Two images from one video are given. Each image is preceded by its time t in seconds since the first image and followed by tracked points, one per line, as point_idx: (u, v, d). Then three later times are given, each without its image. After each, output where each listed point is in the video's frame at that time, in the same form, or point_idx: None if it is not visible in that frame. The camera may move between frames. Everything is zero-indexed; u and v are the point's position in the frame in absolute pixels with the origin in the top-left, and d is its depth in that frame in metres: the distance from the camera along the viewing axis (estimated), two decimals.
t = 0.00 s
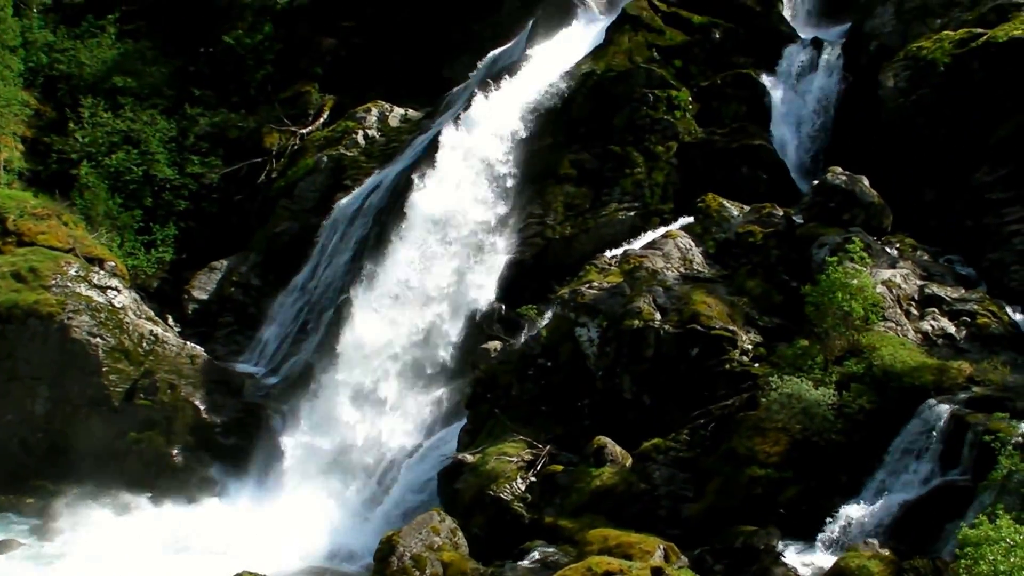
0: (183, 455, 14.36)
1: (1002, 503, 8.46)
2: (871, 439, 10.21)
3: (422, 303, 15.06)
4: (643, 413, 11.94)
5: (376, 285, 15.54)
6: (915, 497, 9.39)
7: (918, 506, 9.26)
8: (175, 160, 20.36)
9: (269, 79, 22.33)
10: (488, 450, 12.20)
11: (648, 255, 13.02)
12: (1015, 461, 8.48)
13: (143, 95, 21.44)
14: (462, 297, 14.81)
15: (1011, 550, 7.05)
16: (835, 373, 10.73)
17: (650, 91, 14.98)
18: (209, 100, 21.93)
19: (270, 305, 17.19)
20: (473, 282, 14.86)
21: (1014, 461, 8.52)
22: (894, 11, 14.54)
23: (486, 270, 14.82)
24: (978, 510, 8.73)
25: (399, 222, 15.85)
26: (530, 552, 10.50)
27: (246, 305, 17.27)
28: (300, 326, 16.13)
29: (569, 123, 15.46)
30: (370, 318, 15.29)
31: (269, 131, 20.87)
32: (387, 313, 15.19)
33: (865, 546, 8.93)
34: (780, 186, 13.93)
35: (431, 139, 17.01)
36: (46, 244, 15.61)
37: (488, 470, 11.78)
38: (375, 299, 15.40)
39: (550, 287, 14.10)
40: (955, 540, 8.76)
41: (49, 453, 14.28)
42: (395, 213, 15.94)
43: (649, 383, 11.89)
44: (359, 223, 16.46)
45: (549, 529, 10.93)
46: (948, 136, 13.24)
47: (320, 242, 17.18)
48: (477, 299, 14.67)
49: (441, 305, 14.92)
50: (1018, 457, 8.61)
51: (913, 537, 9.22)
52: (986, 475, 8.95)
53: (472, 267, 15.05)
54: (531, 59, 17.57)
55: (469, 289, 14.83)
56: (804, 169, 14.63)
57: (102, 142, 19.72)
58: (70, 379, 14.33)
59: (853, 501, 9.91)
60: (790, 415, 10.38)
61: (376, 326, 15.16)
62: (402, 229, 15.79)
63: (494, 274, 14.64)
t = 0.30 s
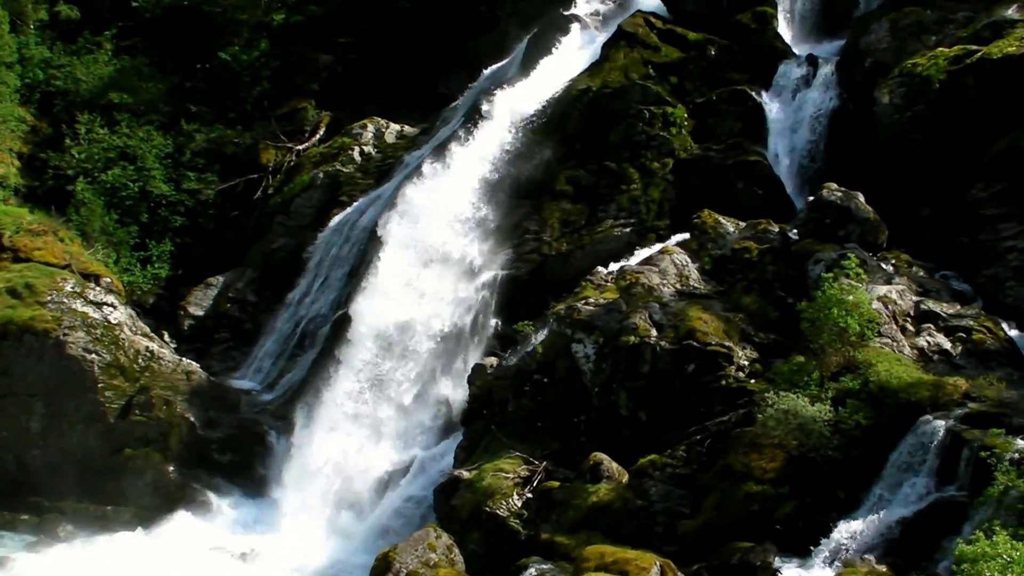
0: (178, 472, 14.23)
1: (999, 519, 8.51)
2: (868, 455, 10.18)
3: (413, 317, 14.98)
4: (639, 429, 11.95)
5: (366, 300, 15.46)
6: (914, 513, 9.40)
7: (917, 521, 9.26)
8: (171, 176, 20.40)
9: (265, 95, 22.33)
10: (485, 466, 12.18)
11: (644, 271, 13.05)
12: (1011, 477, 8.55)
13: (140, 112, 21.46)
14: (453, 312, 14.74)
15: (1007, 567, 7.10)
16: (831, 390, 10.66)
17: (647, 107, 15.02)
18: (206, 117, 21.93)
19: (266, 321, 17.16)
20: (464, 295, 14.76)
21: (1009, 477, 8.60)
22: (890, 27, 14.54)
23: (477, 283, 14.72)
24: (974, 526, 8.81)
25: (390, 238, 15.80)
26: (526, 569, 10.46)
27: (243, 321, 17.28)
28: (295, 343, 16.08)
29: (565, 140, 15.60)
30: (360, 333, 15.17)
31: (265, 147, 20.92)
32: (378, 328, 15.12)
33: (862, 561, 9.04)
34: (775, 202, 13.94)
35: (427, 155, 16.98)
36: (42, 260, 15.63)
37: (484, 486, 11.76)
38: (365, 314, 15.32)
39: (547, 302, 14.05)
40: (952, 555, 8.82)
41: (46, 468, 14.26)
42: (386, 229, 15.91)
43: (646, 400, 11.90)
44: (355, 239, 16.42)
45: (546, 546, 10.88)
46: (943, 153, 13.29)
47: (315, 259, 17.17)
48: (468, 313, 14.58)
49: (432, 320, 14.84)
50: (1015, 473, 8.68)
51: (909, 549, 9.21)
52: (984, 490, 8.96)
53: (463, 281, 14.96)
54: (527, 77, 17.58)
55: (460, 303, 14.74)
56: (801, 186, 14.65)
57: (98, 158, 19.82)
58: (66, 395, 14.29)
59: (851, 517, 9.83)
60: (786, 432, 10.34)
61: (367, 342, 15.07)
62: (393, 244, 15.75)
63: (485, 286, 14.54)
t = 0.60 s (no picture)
0: (175, 486, 14.25)
1: (994, 534, 8.30)
2: (864, 471, 10.15)
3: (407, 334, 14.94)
4: (635, 443, 11.93)
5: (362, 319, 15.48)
6: (910, 529, 9.17)
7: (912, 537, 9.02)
8: (167, 191, 20.41)
9: (262, 110, 22.36)
10: (481, 482, 12.16)
11: (640, 285, 12.96)
12: (1008, 491, 8.38)
13: (136, 126, 21.44)
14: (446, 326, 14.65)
15: None
16: (827, 405, 10.63)
17: (642, 122, 15.06)
18: (202, 131, 21.96)
19: (261, 335, 17.13)
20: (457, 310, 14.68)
21: (1006, 491, 8.42)
22: (884, 42, 14.61)
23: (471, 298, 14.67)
24: (970, 541, 8.54)
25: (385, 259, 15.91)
26: None
27: (238, 336, 17.24)
28: (290, 359, 16.03)
29: (561, 154, 15.56)
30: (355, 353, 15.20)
31: (261, 162, 20.81)
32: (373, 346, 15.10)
33: None
34: (771, 219, 13.90)
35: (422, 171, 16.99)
36: (38, 275, 15.60)
37: (480, 502, 11.72)
38: (361, 334, 15.35)
39: (543, 317, 14.04)
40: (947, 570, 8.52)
41: (40, 481, 14.25)
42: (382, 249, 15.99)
43: (642, 415, 11.88)
44: (351, 255, 16.42)
45: (541, 560, 10.86)
46: (938, 166, 13.29)
47: (310, 275, 17.17)
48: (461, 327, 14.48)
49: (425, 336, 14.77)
50: (1011, 487, 8.50)
51: (905, 565, 9.00)
52: (979, 505, 8.82)
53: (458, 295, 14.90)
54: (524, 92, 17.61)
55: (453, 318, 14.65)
56: (796, 201, 14.73)
57: (94, 173, 19.80)
58: (61, 410, 14.24)
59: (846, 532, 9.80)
60: (782, 446, 10.28)
61: (362, 360, 15.06)
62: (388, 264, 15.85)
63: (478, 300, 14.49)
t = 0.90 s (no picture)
0: (169, 498, 14.26)
1: (986, 545, 8.33)
2: (857, 481, 10.10)
3: (404, 343, 14.98)
4: (629, 455, 11.95)
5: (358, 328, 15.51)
6: (903, 539, 9.19)
7: (905, 549, 9.01)
8: (162, 203, 20.42)
9: (257, 123, 22.37)
10: (475, 493, 12.17)
11: (634, 297, 13.13)
12: (1000, 502, 8.42)
13: (131, 138, 21.49)
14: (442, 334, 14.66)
15: None
16: (821, 416, 10.68)
17: (636, 134, 15.12)
18: (197, 143, 21.95)
19: (256, 347, 17.15)
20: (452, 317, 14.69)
21: (999, 502, 8.46)
22: (876, 55, 14.72)
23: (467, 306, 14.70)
24: (964, 552, 8.54)
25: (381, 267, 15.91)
26: None
27: (234, 348, 17.28)
28: (284, 371, 15.99)
29: (555, 167, 15.67)
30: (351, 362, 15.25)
31: (256, 173, 20.95)
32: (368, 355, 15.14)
33: None
34: (764, 229, 13.97)
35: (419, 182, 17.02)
36: (32, 287, 15.60)
37: (475, 513, 11.75)
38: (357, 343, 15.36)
39: (537, 329, 14.04)
40: None
41: (36, 491, 14.34)
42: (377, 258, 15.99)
43: (636, 426, 11.90)
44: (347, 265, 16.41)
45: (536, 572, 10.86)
46: (931, 178, 13.37)
47: (306, 285, 17.17)
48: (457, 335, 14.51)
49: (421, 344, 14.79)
50: (1003, 498, 8.54)
51: None
52: (972, 517, 8.79)
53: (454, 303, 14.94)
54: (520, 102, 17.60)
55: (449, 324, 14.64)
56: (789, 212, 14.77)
57: (90, 185, 19.86)
58: (55, 423, 14.31)
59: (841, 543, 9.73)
60: (775, 457, 10.35)
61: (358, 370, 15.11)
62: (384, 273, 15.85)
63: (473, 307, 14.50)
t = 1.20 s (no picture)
0: (162, 509, 14.28)
1: (979, 554, 8.21)
2: (849, 492, 10.01)
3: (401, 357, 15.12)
4: (622, 465, 11.98)
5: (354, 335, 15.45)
6: (896, 549, 9.16)
7: (898, 558, 8.99)
8: (157, 215, 20.46)
9: (251, 133, 22.43)
10: (470, 504, 12.20)
11: (628, 309, 13.16)
12: (992, 511, 8.28)
13: (125, 150, 21.51)
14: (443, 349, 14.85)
15: None
16: (813, 426, 10.64)
17: (629, 145, 15.17)
18: (191, 154, 22.01)
19: (251, 359, 17.15)
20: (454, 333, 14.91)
21: (991, 511, 8.32)
22: (868, 67, 14.74)
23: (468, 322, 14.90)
24: (956, 562, 8.47)
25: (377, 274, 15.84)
26: None
27: (228, 358, 17.28)
28: (279, 382, 15.95)
29: (548, 177, 15.65)
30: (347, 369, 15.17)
31: (250, 185, 20.87)
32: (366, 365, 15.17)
33: None
34: (758, 240, 14.04)
35: (412, 194, 17.07)
36: (27, 298, 15.60)
37: (469, 524, 11.74)
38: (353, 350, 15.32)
39: (530, 339, 14.18)
40: None
41: (28, 505, 14.25)
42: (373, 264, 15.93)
43: (629, 437, 11.91)
44: (340, 276, 16.41)
45: None
46: (922, 189, 13.43)
47: (300, 296, 17.18)
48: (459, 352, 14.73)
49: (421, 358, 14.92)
50: (996, 507, 8.41)
51: None
52: (964, 525, 8.81)
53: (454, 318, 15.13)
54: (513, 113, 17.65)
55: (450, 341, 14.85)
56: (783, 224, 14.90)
57: (84, 197, 19.91)
58: (49, 434, 14.26)
59: (833, 553, 9.69)
60: (768, 467, 10.29)
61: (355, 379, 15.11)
62: (382, 280, 15.74)
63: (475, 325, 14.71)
